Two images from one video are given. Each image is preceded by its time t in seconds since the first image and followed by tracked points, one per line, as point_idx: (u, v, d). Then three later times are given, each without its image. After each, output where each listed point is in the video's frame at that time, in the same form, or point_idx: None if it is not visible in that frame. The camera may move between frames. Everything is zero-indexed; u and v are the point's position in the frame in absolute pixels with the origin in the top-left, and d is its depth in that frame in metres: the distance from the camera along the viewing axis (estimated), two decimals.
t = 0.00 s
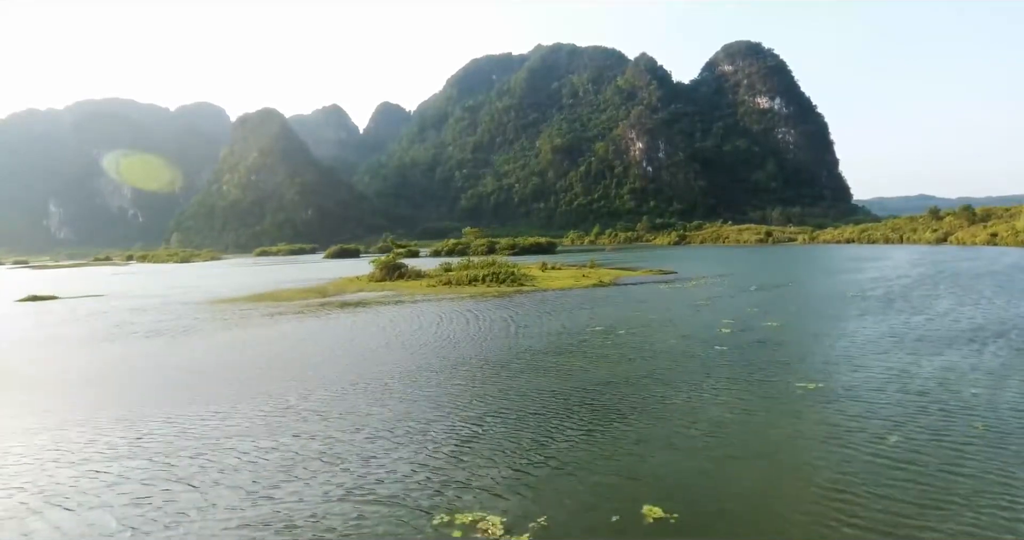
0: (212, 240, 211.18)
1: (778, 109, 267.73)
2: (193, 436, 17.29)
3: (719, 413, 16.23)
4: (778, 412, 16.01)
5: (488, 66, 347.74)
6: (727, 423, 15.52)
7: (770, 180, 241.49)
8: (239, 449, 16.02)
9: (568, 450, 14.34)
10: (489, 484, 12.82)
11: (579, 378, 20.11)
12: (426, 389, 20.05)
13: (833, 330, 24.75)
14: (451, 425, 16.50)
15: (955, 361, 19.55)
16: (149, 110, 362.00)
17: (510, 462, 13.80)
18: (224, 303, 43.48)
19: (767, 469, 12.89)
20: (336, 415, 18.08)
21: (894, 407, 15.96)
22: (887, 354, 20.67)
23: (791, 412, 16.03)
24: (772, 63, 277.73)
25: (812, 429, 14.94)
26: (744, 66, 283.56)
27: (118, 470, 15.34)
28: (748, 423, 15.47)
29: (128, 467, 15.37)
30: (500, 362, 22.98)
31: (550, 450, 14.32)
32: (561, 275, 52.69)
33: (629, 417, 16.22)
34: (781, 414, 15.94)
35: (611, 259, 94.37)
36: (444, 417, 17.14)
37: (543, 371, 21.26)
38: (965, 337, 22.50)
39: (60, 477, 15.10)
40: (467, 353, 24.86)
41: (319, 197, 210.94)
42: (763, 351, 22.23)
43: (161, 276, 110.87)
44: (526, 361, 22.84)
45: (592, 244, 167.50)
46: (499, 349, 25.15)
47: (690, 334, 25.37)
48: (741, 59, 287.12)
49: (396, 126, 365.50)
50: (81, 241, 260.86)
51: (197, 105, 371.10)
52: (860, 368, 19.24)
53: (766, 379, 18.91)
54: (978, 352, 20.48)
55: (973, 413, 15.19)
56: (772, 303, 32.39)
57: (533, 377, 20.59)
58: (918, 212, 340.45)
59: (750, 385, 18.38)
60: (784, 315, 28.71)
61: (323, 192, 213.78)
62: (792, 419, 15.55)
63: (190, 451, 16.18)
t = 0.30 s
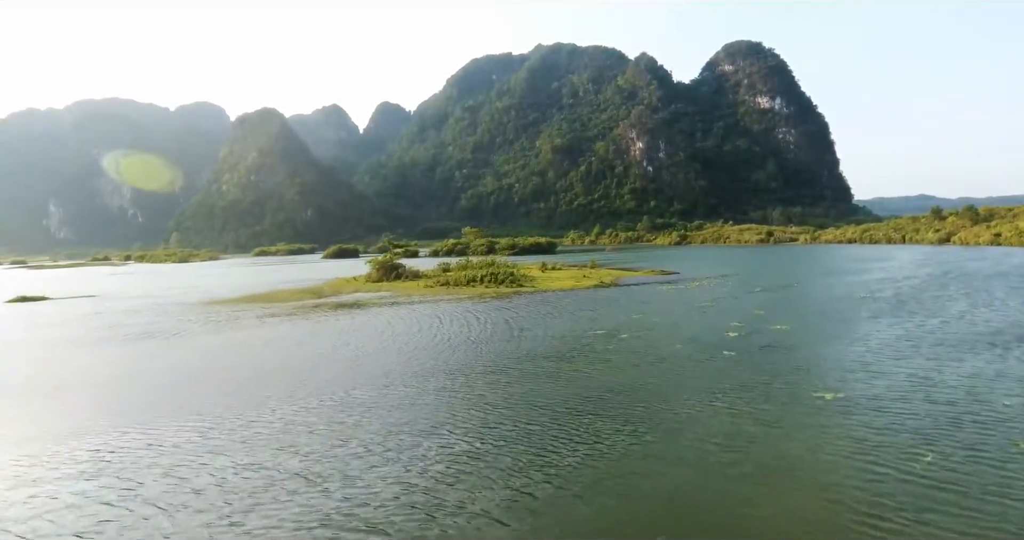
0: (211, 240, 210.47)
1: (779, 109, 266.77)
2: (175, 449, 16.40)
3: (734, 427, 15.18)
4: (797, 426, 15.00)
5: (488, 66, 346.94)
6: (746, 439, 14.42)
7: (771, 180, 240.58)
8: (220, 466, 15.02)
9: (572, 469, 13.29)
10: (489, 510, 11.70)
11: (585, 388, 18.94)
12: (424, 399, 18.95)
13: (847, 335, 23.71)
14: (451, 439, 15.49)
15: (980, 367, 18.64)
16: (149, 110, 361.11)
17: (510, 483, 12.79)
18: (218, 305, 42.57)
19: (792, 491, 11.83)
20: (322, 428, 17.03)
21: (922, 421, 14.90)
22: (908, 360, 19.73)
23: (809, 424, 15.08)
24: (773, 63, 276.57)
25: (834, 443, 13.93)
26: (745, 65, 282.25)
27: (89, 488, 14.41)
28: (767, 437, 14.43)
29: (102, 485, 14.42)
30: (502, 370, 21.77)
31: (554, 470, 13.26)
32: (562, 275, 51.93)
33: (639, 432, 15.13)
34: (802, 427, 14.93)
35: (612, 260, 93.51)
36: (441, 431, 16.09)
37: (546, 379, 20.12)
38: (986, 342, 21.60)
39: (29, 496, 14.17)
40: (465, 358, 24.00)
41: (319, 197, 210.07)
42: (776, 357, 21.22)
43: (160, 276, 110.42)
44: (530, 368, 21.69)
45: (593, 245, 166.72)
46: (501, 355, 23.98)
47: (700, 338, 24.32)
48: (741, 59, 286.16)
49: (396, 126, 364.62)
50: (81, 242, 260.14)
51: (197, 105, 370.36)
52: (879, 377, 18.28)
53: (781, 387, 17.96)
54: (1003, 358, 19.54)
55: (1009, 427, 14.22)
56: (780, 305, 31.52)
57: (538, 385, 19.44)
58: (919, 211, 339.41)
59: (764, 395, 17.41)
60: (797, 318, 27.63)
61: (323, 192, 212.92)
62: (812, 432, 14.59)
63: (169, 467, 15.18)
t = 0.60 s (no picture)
0: (211, 241, 209.84)
1: (779, 108, 265.70)
2: (149, 462, 15.33)
3: (748, 443, 13.95)
4: (818, 441, 13.74)
5: (488, 66, 346.08)
6: (763, 455, 13.20)
7: (772, 180, 239.66)
8: (193, 482, 13.88)
9: (576, 490, 12.12)
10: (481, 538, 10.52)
11: (587, 398, 17.72)
12: (414, 409, 17.75)
13: (862, 340, 22.55)
14: (441, 454, 14.29)
15: (1008, 375, 17.61)
16: (149, 110, 360.68)
17: (508, 505, 11.62)
18: (210, 306, 41.51)
19: (819, 515, 10.68)
20: (303, 440, 15.91)
21: (953, 436, 13.66)
22: (933, 366, 18.62)
23: (831, 440, 13.78)
24: (773, 62, 275.40)
25: (860, 462, 12.65)
26: (745, 65, 281.20)
27: (53, 504, 13.37)
28: (785, 454, 13.21)
29: (66, 502, 13.35)
30: (499, 377, 20.60)
31: (554, 491, 12.06)
32: (562, 275, 50.98)
33: (646, 448, 13.92)
34: (823, 443, 13.66)
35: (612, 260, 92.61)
36: (431, 445, 14.88)
37: (547, 388, 18.85)
38: (1008, 347, 20.59)
39: None
40: (463, 363, 23.01)
41: (318, 197, 209.21)
42: (789, 363, 20.03)
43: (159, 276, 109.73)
44: (528, 376, 20.44)
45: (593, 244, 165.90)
46: (499, 362, 22.76)
47: (706, 344, 23.16)
48: (742, 58, 285.08)
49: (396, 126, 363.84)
50: (81, 242, 259.59)
51: (198, 106, 369.93)
52: (902, 385, 17.11)
53: (798, 396, 16.83)
54: None
55: None
56: (789, 307, 30.36)
57: (536, 396, 18.20)
58: (920, 211, 338.09)
59: (779, 406, 16.19)
60: (807, 321, 26.48)
61: (322, 192, 212.04)
62: (834, 448, 13.32)
63: (137, 483, 14.05)
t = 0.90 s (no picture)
0: (211, 241, 209.14)
1: (780, 108, 264.55)
2: (122, 482, 14.24)
3: (770, 462, 12.86)
4: (847, 461, 12.62)
5: (488, 65, 345.09)
6: (788, 477, 12.10)
7: (773, 180, 238.65)
8: (173, 502, 12.92)
9: (583, 519, 11.11)
10: None
11: (594, 410, 16.67)
12: (412, 421, 16.76)
13: (879, 345, 21.55)
14: (435, 476, 13.14)
15: None
16: (149, 110, 359.96)
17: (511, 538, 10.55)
18: (203, 308, 40.47)
19: None
20: (289, 456, 14.89)
21: (994, 455, 12.58)
22: (961, 374, 17.66)
23: (859, 460, 12.65)
24: (774, 62, 274.35)
25: (894, 487, 11.53)
26: (746, 64, 279.99)
27: (23, 525, 12.45)
28: (811, 476, 12.10)
29: (35, 523, 12.41)
30: (501, 386, 19.48)
31: (560, 521, 10.98)
32: (562, 276, 50.04)
33: (660, 469, 12.78)
34: (851, 463, 12.53)
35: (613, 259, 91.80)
36: (426, 464, 13.85)
37: (551, 399, 17.80)
38: None
39: None
40: (462, 369, 22.04)
41: (318, 197, 208.21)
42: (801, 370, 19.09)
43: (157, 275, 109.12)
44: (533, 384, 19.36)
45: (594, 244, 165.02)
46: (501, 368, 21.72)
47: (716, 350, 22.16)
48: (743, 58, 283.97)
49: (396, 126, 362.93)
50: (80, 242, 258.88)
51: (197, 106, 369.20)
52: (931, 395, 16.11)
53: (819, 407, 15.82)
54: None
55: None
56: (799, 310, 29.33)
57: (540, 408, 17.10)
58: (921, 211, 336.72)
59: (798, 419, 15.10)
60: (818, 324, 25.54)
61: (322, 192, 211.10)
62: (866, 471, 12.17)
63: (107, 505, 12.93)
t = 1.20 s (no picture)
0: (209, 241, 208.25)
1: (781, 107, 263.24)
2: (79, 505, 12.94)
3: (798, 486, 11.49)
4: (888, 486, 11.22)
5: (488, 65, 344.02)
6: (821, 504, 10.75)
7: (774, 180, 237.49)
8: (139, 528, 11.67)
9: None
10: None
11: (600, 422, 15.42)
12: (401, 433, 15.52)
13: (903, 351, 20.28)
14: (421, 500, 11.83)
15: None
16: (149, 110, 359.46)
17: None
18: (193, 310, 39.27)
19: None
20: (267, 475, 13.59)
21: None
22: (996, 385, 16.43)
23: (901, 485, 11.25)
24: (775, 61, 273.14)
25: (947, 521, 10.08)
26: (747, 64, 278.89)
27: None
28: (848, 504, 10.72)
29: None
30: (499, 395, 18.25)
31: None
32: (563, 277, 48.88)
33: (672, 492, 11.48)
34: (892, 488, 11.17)
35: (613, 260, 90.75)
36: (415, 485, 12.53)
37: (553, 410, 16.54)
38: None
39: None
40: (458, 377, 20.81)
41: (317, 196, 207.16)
42: (822, 380, 17.74)
43: (154, 276, 108.22)
44: (533, 393, 18.15)
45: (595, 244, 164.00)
46: (500, 375, 20.53)
47: (728, 357, 20.85)
48: (744, 57, 282.73)
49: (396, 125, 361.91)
50: (80, 242, 258.17)
51: (197, 106, 368.59)
52: (970, 409, 14.86)
53: (848, 422, 14.46)
54: None
55: None
56: (813, 312, 27.93)
57: (539, 420, 15.85)
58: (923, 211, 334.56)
59: (826, 435, 13.77)
60: (833, 328, 24.27)
61: (321, 192, 209.88)
62: (911, 498, 10.82)
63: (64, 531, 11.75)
